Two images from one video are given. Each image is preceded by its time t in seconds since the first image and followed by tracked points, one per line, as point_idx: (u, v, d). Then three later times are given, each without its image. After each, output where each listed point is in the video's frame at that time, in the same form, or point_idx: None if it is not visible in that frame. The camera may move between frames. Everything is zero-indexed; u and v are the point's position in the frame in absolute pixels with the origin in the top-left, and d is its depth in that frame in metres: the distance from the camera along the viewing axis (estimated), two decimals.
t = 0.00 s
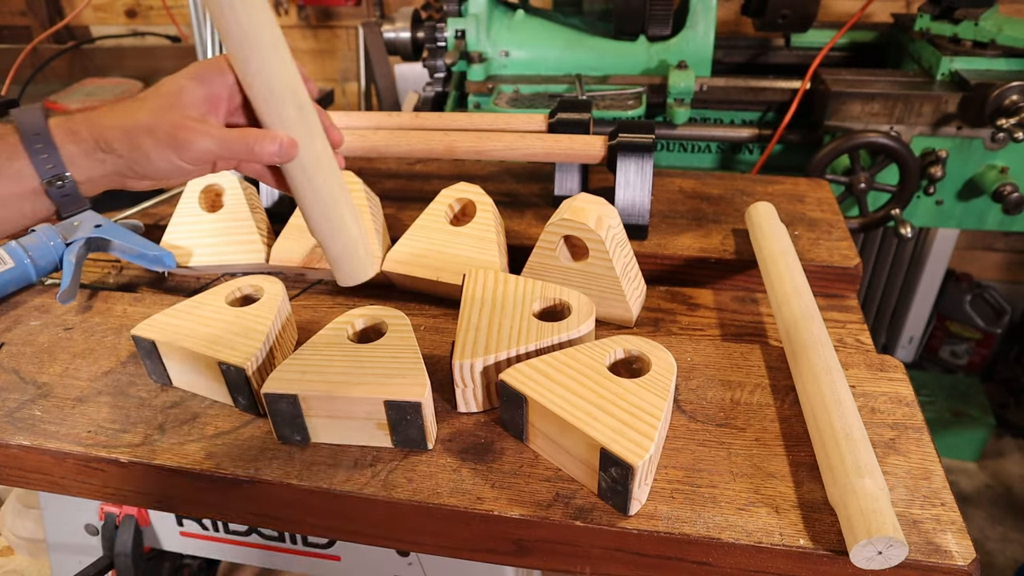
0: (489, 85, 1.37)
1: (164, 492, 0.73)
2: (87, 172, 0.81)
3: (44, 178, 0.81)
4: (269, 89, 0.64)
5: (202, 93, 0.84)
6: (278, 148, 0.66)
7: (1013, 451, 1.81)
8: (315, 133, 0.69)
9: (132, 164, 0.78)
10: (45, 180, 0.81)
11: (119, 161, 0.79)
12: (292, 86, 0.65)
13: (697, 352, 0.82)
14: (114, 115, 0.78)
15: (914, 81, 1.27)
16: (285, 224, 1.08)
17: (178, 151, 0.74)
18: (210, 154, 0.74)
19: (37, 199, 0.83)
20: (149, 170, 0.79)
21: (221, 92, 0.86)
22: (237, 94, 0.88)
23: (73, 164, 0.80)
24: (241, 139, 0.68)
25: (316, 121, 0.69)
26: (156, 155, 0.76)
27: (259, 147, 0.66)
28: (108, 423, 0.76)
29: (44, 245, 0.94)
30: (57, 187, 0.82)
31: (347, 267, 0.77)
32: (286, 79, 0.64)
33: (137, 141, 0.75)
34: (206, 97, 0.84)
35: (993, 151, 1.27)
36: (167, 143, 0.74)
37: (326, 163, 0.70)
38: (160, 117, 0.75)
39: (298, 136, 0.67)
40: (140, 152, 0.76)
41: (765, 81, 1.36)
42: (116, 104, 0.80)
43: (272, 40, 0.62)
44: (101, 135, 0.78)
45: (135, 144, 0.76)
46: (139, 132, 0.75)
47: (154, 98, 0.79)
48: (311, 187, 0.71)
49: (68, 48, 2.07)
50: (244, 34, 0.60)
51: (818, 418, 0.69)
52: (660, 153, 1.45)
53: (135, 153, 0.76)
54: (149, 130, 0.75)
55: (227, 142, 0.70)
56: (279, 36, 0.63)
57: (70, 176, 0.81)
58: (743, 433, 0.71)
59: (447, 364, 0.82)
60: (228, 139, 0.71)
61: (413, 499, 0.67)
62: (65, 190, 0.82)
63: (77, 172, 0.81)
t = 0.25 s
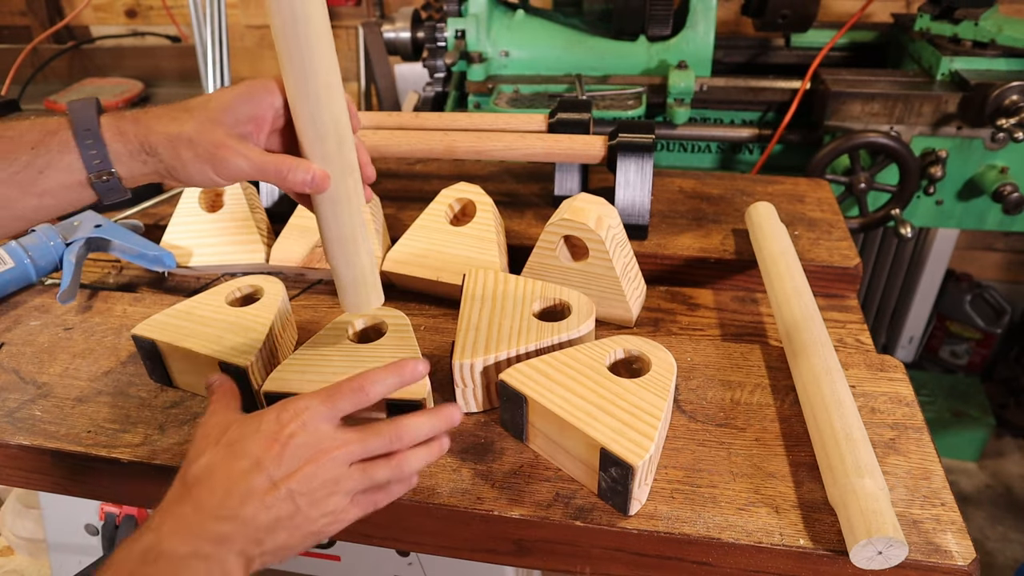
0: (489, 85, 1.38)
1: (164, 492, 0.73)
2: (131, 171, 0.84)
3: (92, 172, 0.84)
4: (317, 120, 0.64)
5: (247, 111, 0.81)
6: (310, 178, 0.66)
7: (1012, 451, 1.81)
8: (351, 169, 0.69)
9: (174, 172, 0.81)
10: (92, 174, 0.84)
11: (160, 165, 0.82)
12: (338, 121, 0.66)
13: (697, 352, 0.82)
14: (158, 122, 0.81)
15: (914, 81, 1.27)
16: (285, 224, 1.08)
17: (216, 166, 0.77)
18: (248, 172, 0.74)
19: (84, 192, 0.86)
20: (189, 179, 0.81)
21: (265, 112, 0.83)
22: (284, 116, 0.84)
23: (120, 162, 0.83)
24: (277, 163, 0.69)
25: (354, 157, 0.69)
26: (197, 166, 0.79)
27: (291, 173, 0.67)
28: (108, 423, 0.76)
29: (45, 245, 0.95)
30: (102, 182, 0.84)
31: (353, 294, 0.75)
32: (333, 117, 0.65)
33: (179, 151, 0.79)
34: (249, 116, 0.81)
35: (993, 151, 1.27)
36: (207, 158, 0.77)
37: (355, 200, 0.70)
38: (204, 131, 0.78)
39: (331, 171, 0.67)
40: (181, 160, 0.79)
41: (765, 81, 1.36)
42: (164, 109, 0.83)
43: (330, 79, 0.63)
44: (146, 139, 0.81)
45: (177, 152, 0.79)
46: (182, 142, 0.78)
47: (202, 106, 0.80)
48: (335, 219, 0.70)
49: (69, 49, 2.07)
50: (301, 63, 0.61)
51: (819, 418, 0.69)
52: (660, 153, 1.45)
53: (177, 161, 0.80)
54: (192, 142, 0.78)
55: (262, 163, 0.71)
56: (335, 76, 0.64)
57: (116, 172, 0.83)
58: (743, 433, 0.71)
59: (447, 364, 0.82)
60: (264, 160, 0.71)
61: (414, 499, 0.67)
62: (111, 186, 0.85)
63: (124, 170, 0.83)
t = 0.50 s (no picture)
0: (489, 85, 1.38)
1: (163, 492, 0.73)
2: (143, 176, 0.84)
3: (104, 175, 0.85)
4: (326, 138, 0.64)
5: (256, 123, 0.78)
6: (316, 193, 0.66)
7: (1012, 451, 1.81)
8: (359, 185, 0.68)
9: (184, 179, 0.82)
10: (104, 177, 0.85)
11: (169, 172, 0.82)
12: (347, 139, 0.65)
13: (697, 352, 0.82)
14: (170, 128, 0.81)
15: (914, 81, 1.27)
16: (285, 224, 1.08)
17: (224, 176, 0.77)
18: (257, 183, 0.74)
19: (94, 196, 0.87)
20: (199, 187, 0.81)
21: (276, 124, 0.80)
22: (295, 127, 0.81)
23: (132, 165, 0.84)
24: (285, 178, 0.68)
25: (362, 173, 0.68)
26: (207, 176, 0.79)
27: (298, 188, 0.67)
28: (108, 423, 0.76)
29: (45, 245, 0.95)
30: (114, 185, 0.85)
31: (359, 304, 0.76)
32: (342, 136, 0.65)
33: (189, 159, 0.79)
34: (259, 127, 0.79)
35: (993, 151, 1.27)
36: (216, 168, 0.77)
37: (361, 216, 0.70)
38: (214, 142, 0.78)
39: (338, 188, 0.67)
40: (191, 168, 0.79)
41: (765, 81, 1.36)
42: (177, 115, 0.83)
43: (343, 98, 0.63)
44: (158, 145, 0.81)
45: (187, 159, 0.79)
46: (193, 151, 0.79)
47: (212, 116, 0.81)
48: (341, 233, 0.70)
49: (69, 49, 2.07)
50: (309, 80, 0.61)
51: (818, 418, 0.69)
52: (660, 153, 1.45)
53: (187, 168, 0.80)
54: (202, 152, 0.78)
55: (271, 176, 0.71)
56: (347, 97, 0.63)
57: (128, 176, 0.84)
58: (743, 433, 0.71)
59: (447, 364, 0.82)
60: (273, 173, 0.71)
61: (414, 499, 0.67)
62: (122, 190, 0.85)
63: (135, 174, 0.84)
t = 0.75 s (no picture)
0: (489, 85, 1.38)
1: (163, 492, 0.73)
2: (151, 189, 0.84)
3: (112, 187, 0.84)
4: (333, 156, 0.64)
5: (264, 138, 0.77)
6: (323, 211, 0.66)
7: (1012, 451, 1.81)
8: (365, 203, 0.67)
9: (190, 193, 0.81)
10: (112, 189, 0.84)
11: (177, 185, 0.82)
12: (354, 158, 0.65)
13: (697, 352, 0.82)
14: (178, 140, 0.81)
15: (914, 81, 1.27)
16: (284, 224, 1.08)
17: (231, 192, 0.77)
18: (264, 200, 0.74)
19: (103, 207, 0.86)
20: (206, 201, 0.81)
21: (284, 140, 0.78)
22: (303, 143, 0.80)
23: (141, 178, 0.83)
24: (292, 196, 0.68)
25: (369, 191, 0.68)
26: (214, 191, 0.79)
27: (304, 207, 0.66)
28: (108, 423, 0.76)
29: (45, 245, 0.96)
30: (122, 197, 0.84)
31: (361, 322, 0.75)
32: (348, 154, 0.64)
33: (196, 173, 0.79)
34: (267, 143, 0.77)
35: (993, 151, 1.27)
36: (223, 183, 0.77)
37: (367, 235, 0.69)
38: (222, 157, 0.77)
39: (344, 206, 0.66)
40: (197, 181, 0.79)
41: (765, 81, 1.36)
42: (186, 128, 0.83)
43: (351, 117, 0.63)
44: (166, 158, 0.81)
45: (193, 172, 0.79)
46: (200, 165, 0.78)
47: (223, 129, 0.80)
48: (347, 250, 0.69)
49: (70, 49, 2.07)
50: (317, 99, 0.61)
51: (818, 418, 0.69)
52: (660, 153, 1.45)
53: (193, 181, 0.79)
54: (210, 166, 0.78)
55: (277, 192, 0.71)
56: (354, 116, 0.63)
57: (137, 189, 0.84)
58: (743, 433, 0.72)
59: (447, 364, 0.82)
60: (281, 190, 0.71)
61: (414, 499, 0.67)
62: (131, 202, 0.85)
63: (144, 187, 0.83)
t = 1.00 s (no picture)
0: (489, 85, 1.38)
1: (163, 492, 0.73)
2: (150, 190, 0.84)
3: (110, 188, 0.84)
4: (333, 160, 0.64)
5: (261, 140, 0.77)
6: (321, 215, 0.66)
7: (1012, 451, 1.81)
8: (364, 206, 0.68)
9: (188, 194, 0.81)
10: (111, 190, 0.84)
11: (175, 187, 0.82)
12: (353, 162, 0.65)
13: (697, 352, 0.82)
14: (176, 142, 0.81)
15: (914, 81, 1.27)
16: (284, 224, 1.08)
17: (229, 194, 0.77)
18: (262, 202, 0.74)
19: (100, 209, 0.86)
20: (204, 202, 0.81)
21: (282, 142, 0.78)
22: (301, 145, 0.79)
23: (139, 179, 0.83)
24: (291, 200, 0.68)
25: (367, 195, 0.68)
26: (212, 193, 0.79)
27: (303, 210, 0.67)
28: (108, 424, 0.76)
29: (45, 245, 0.96)
30: (121, 199, 0.84)
31: (360, 322, 0.75)
32: (348, 158, 0.64)
33: (194, 175, 0.79)
34: (265, 145, 0.77)
35: (993, 151, 1.27)
36: (221, 185, 0.77)
37: (365, 238, 0.69)
38: (220, 158, 0.77)
39: (342, 210, 0.67)
40: (196, 183, 0.79)
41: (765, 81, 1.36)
42: (185, 129, 0.83)
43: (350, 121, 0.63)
44: (165, 160, 0.81)
45: (192, 174, 0.79)
46: (198, 167, 0.78)
47: (219, 131, 0.80)
48: (345, 253, 0.69)
49: (70, 49, 2.07)
50: (317, 107, 0.61)
51: (818, 419, 0.69)
52: (660, 153, 1.45)
53: (192, 182, 0.79)
54: (208, 168, 0.78)
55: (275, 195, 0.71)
56: (354, 120, 0.63)
57: (136, 190, 0.84)
58: (743, 433, 0.72)
59: (447, 364, 0.82)
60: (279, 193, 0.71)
61: (414, 499, 0.67)
62: (129, 203, 0.85)
63: (143, 188, 0.84)
